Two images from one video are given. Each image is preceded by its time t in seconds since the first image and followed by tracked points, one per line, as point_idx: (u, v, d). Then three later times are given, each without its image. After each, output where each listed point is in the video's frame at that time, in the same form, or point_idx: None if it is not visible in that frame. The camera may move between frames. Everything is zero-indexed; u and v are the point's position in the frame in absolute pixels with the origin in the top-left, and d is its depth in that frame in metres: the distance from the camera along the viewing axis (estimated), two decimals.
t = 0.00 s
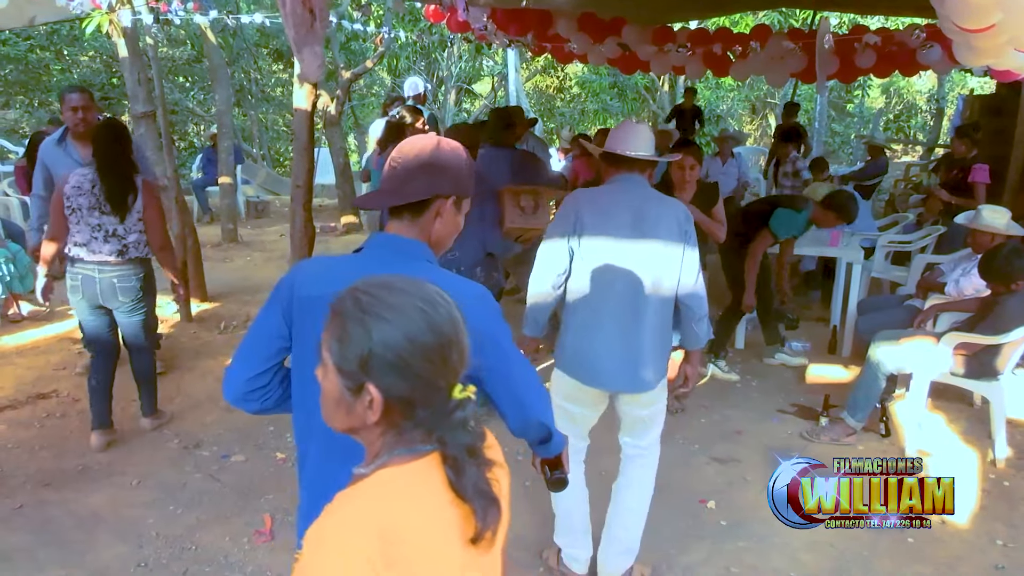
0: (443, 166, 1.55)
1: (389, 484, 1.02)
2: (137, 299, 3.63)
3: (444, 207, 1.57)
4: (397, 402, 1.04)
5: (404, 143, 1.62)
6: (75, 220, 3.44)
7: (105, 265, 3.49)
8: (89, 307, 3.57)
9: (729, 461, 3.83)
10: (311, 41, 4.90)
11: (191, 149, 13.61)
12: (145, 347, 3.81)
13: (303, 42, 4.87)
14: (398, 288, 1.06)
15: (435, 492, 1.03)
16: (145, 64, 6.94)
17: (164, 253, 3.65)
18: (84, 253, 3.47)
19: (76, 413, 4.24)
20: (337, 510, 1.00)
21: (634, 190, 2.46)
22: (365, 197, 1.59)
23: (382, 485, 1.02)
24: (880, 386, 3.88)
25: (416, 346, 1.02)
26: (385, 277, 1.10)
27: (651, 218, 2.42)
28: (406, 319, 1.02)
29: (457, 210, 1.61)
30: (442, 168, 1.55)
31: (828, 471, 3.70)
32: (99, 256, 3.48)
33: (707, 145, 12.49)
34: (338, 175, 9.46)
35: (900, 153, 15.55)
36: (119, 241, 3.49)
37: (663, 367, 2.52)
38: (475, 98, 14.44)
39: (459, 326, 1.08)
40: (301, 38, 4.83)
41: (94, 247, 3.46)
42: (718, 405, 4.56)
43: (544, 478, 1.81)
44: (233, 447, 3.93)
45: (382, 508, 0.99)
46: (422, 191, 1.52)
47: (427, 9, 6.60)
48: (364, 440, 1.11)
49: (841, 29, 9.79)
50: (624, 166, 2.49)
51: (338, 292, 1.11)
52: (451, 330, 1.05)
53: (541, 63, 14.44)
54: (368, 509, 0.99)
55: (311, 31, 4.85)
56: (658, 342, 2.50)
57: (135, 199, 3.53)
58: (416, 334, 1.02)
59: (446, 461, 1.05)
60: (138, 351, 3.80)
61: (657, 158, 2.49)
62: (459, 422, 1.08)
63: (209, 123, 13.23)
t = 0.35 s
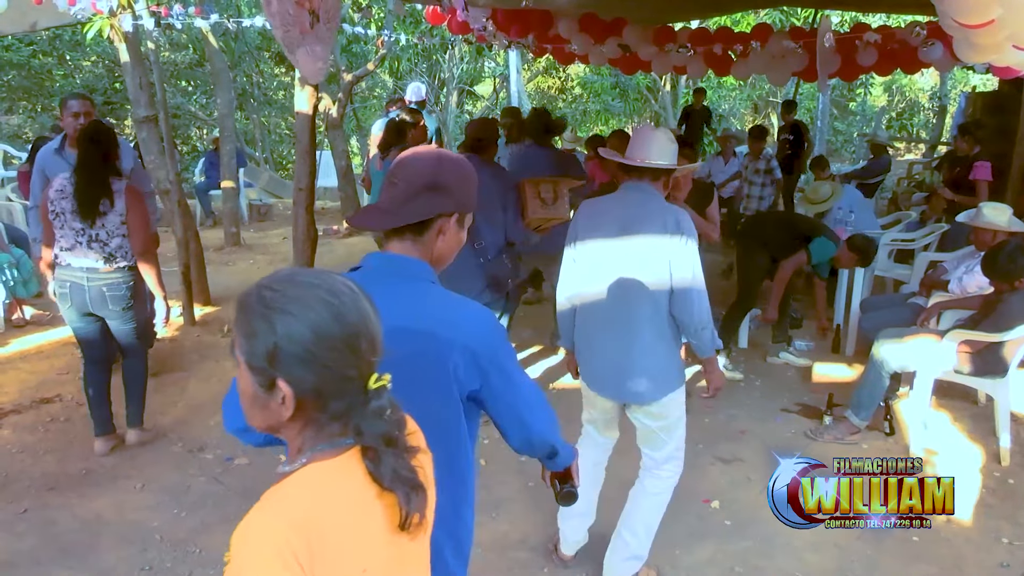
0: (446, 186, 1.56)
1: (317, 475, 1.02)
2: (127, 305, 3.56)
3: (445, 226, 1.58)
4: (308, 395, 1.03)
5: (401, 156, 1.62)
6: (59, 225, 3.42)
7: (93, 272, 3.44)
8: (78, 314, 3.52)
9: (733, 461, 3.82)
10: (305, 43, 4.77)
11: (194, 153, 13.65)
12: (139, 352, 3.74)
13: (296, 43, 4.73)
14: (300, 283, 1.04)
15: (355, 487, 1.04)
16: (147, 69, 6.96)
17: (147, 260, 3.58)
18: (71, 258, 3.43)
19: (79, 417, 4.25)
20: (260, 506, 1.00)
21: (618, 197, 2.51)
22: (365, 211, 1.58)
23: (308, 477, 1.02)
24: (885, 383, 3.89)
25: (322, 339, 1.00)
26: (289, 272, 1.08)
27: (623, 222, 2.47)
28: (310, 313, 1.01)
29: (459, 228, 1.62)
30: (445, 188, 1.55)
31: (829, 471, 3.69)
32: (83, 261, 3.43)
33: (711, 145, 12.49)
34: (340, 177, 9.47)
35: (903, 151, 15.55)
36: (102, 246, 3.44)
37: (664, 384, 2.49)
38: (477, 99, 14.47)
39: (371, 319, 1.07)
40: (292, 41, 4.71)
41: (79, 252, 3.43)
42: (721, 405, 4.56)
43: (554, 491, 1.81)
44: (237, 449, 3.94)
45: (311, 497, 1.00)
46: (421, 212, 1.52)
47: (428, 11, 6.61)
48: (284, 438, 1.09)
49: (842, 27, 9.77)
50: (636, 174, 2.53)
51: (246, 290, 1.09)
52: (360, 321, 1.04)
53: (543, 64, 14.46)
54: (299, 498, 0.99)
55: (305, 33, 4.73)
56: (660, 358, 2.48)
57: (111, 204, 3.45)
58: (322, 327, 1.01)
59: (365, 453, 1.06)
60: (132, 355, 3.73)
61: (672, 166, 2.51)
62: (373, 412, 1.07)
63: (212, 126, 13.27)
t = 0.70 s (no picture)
0: (433, 180, 1.53)
1: (320, 469, 1.04)
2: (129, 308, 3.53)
3: (433, 221, 1.56)
4: (299, 386, 1.04)
5: (399, 147, 1.61)
6: (58, 231, 3.39)
7: (90, 279, 3.41)
8: (78, 319, 3.50)
9: (733, 460, 3.82)
10: (285, 38, 4.31)
11: (194, 153, 13.65)
12: (147, 352, 3.73)
13: (271, 35, 4.32)
14: (278, 274, 1.04)
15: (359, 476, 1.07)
16: (147, 69, 6.95)
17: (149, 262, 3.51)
18: (69, 264, 3.40)
19: (79, 417, 4.25)
20: (268, 516, 0.99)
21: (611, 190, 2.53)
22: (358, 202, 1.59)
23: (312, 472, 1.03)
24: (885, 382, 3.89)
25: (309, 329, 1.01)
26: (266, 265, 1.08)
27: (611, 218, 2.49)
28: (293, 303, 1.02)
29: (451, 224, 1.59)
30: (433, 181, 1.53)
31: (829, 472, 3.68)
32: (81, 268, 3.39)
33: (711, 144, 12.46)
34: (340, 177, 9.47)
35: (903, 150, 15.53)
36: (99, 252, 3.38)
37: (630, 375, 2.51)
38: (478, 99, 14.46)
39: (354, 303, 1.08)
40: (266, 31, 4.31)
41: (76, 259, 3.38)
42: (722, 404, 4.55)
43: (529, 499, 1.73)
44: (237, 449, 3.93)
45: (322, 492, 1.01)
46: (407, 207, 1.51)
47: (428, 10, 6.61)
48: (276, 433, 1.10)
49: (842, 26, 9.76)
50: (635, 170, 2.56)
51: (223, 287, 1.09)
52: (344, 307, 1.05)
53: (543, 64, 14.44)
54: (304, 495, 1.01)
55: (285, 27, 4.29)
56: (627, 353, 2.50)
57: (104, 207, 3.36)
58: (308, 317, 1.01)
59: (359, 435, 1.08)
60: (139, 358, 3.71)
61: (665, 160, 2.53)
62: (365, 397, 1.09)
63: (212, 126, 13.29)
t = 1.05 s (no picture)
0: (371, 180, 1.51)
1: (380, 488, 1.11)
2: (161, 299, 3.52)
3: (376, 221, 1.52)
4: (353, 407, 1.10)
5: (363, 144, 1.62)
6: (82, 232, 3.37)
7: (116, 274, 3.38)
8: (105, 316, 3.48)
9: (731, 458, 3.82)
10: (273, 36, 3.91)
11: (191, 150, 13.63)
12: (163, 362, 3.64)
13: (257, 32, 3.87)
14: (317, 300, 1.08)
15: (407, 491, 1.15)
16: (144, 66, 6.94)
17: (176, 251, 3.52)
18: (94, 262, 3.38)
19: (76, 414, 4.24)
20: (348, 537, 1.05)
21: (604, 183, 2.55)
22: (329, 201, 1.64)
23: (373, 490, 1.11)
24: (881, 380, 3.90)
25: (359, 349, 1.07)
26: (296, 293, 1.12)
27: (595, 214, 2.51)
28: (338, 325, 1.06)
29: (401, 225, 1.54)
30: (369, 180, 1.51)
31: (828, 472, 3.67)
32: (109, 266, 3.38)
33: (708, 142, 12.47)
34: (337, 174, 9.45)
35: (900, 148, 15.53)
36: (127, 246, 3.38)
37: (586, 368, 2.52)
38: (475, 96, 14.45)
39: (384, 323, 1.15)
40: (253, 27, 3.82)
41: (104, 258, 3.37)
42: (720, 402, 4.55)
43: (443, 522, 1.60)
44: (233, 448, 3.92)
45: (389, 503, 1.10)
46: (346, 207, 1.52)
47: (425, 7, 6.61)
48: (314, 459, 1.14)
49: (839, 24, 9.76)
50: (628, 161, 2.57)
51: (256, 318, 1.11)
52: (379, 324, 1.11)
53: (541, 61, 14.44)
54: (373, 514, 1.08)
55: (275, 24, 3.88)
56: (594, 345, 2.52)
57: (121, 203, 3.36)
58: (356, 337, 1.07)
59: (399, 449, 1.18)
60: (157, 368, 3.63)
61: (657, 151, 2.52)
62: (404, 412, 1.19)
63: (209, 124, 13.24)
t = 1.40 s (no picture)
0: (368, 167, 1.49)
1: (380, 486, 1.12)
2: (174, 295, 3.52)
3: (388, 207, 1.50)
4: (343, 404, 1.08)
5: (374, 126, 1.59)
6: (98, 225, 3.39)
7: (134, 266, 3.39)
8: (119, 311, 3.47)
9: (728, 455, 3.82)
10: (285, 39, 3.88)
11: (188, 144, 13.59)
12: (168, 359, 3.62)
13: (269, 39, 3.87)
14: (306, 291, 1.07)
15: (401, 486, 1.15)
16: (141, 60, 6.91)
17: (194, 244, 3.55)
18: (111, 256, 3.39)
19: (72, 409, 4.23)
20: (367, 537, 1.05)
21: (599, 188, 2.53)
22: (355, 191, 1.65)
23: (374, 490, 1.11)
24: (880, 378, 3.89)
25: (350, 341, 1.05)
26: (278, 285, 1.09)
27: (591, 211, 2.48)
28: (326, 315, 1.04)
29: (415, 208, 1.50)
30: (366, 168, 1.49)
31: (828, 471, 3.66)
32: (126, 259, 3.40)
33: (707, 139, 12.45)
34: (335, 169, 9.42)
35: (898, 146, 15.55)
36: (144, 240, 3.40)
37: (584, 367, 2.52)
38: (472, 92, 14.41)
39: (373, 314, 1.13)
40: (264, 36, 3.88)
41: (120, 251, 3.38)
42: (718, 398, 4.56)
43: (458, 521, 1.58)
44: (230, 443, 3.91)
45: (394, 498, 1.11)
46: (360, 198, 1.52)
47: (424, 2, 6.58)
48: (303, 464, 1.12)
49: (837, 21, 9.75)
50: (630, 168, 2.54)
51: (235, 312, 1.08)
52: (369, 314, 1.10)
53: (539, 57, 14.43)
54: (383, 513, 1.08)
55: (286, 28, 3.85)
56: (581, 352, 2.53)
57: (145, 198, 3.39)
58: (346, 328, 1.05)
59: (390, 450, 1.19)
60: (160, 365, 3.61)
61: (658, 161, 2.48)
62: (397, 410, 1.20)
63: (206, 118, 13.20)
